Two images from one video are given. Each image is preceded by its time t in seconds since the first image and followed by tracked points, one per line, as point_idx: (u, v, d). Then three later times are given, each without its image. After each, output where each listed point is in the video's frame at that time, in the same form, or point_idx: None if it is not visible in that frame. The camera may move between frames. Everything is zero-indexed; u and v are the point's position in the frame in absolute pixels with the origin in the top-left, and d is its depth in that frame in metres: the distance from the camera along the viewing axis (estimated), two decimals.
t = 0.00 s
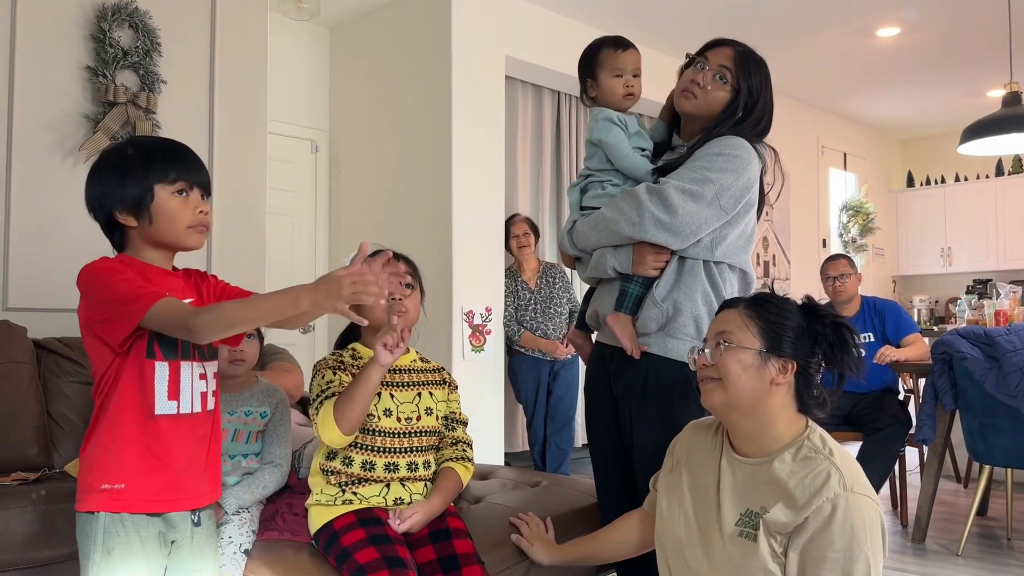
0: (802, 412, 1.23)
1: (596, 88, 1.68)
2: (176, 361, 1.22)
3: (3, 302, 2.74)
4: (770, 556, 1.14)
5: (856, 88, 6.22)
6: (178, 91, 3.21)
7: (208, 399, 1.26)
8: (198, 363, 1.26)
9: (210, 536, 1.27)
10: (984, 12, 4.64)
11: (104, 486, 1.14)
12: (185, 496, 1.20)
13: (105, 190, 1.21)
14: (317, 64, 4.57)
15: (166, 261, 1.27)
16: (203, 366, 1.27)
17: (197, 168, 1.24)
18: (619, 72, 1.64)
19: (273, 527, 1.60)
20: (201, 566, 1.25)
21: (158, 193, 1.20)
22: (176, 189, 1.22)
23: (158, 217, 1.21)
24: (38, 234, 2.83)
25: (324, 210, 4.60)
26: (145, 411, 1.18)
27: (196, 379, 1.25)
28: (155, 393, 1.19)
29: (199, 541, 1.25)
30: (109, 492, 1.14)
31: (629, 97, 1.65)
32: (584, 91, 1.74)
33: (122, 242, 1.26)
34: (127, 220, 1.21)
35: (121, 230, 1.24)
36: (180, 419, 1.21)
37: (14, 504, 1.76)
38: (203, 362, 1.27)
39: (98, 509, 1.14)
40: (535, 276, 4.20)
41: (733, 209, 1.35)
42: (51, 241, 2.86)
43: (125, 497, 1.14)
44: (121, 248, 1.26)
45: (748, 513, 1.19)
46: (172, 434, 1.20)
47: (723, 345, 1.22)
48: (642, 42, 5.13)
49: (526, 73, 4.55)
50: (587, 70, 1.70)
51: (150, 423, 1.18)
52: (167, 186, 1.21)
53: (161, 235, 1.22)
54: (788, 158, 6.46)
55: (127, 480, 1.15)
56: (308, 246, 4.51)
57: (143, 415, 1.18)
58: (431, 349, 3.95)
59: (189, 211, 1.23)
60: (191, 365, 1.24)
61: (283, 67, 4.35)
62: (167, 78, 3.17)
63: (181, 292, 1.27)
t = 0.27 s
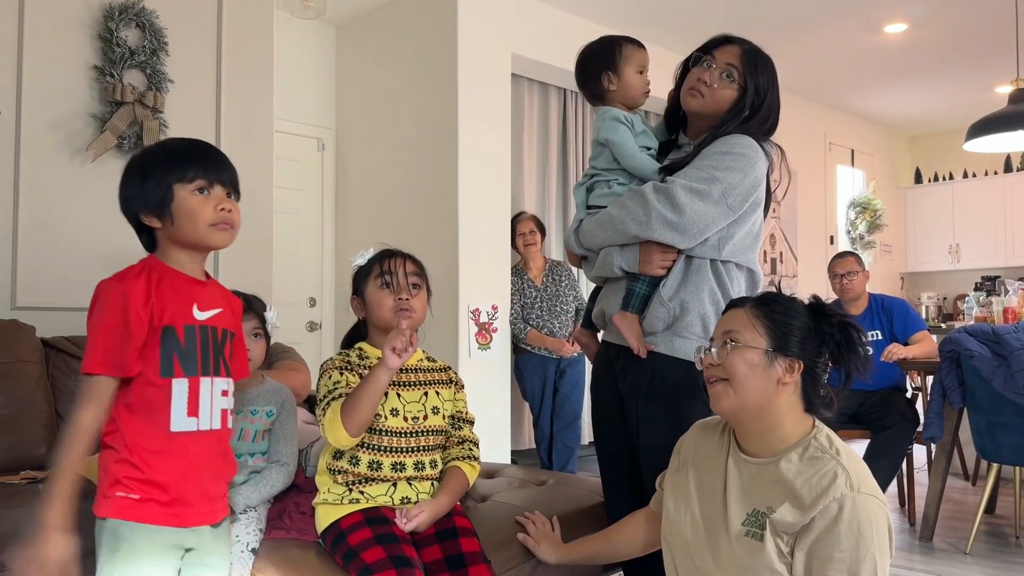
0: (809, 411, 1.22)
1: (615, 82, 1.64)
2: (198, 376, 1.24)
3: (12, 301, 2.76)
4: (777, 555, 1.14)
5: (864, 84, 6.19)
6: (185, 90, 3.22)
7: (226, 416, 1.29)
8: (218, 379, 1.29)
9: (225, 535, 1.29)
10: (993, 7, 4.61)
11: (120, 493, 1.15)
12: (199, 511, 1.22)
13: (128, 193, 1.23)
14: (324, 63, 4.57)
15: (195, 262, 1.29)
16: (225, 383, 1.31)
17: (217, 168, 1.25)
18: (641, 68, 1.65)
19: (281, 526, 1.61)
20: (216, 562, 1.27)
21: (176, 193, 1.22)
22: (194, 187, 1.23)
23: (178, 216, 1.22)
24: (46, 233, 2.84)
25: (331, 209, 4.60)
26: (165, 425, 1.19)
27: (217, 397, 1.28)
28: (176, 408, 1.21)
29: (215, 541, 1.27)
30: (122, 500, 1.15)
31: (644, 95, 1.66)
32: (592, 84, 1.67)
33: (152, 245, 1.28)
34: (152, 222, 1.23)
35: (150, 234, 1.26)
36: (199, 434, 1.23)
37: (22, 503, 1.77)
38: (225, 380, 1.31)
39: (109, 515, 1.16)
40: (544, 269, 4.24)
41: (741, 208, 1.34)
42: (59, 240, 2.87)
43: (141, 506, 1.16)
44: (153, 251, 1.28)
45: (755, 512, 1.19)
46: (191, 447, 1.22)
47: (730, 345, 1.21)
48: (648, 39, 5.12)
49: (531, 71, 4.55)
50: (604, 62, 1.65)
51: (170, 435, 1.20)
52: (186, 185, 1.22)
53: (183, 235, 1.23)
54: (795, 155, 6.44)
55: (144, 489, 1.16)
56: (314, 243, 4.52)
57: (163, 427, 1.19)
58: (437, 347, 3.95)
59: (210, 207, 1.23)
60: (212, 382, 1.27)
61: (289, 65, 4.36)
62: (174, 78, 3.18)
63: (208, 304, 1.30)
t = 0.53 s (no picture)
0: (822, 411, 1.23)
1: (629, 82, 1.64)
2: (223, 378, 1.27)
3: (28, 301, 2.79)
4: (789, 554, 1.14)
5: (875, 80, 6.15)
6: (198, 91, 3.25)
7: (248, 416, 1.32)
8: (242, 379, 1.31)
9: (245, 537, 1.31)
10: (1006, 2, 4.57)
11: (147, 494, 1.17)
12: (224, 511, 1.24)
13: (152, 194, 1.25)
14: (335, 63, 4.60)
15: (219, 264, 1.31)
16: (248, 383, 1.33)
17: (239, 169, 1.28)
18: (652, 68, 1.65)
19: (294, 524, 1.62)
20: (234, 563, 1.29)
21: (200, 192, 1.25)
22: (218, 187, 1.26)
23: (201, 214, 1.25)
24: (62, 234, 2.88)
25: (342, 208, 4.63)
26: (193, 424, 1.21)
27: (240, 397, 1.30)
28: (203, 407, 1.23)
29: (234, 543, 1.29)
30: (149, 501, 1.17)
31: (655, 94, 1.67)
32: (603, 85, 1.67)
33: (175, 245, 1.30)
34: (175, 221, 1.26)
35: (173, 235, 1.29)
36: (224, 434, 1.26)
37: (41, 501, 1.80)
38: (247, 380, 1.33)
39: (135, 516, 1.18)
40: (552, 271, 4.21)
41: (752, 207, 1.35)
42: (75, 241, 2.91)
43: (167, 506, 1.17)
44: (176, 252, 1.31)
45: (767, 511, 1.19)
46: (216, 448, 1.24)
47: (742, 344, 1.22)
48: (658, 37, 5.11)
49: (541, 69, 4.55)
50: (614, 63, 1.65)
51: (197, 435, 1.22)
52: (210, 185, 1.25)
53: (206, 234, 1.26)
54: (807, 152, 6.41)
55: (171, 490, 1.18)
56: (326, 243, 4.54)
57: (189, 427, 1.21)
58: (448, 346, 3.97)
59: (233, 207, 1.26)
60: (238, 381, 1.30)
61: (300, 66, 4.39)
62: (187, 79, 3.21)
63: (232, 305, 1.32)
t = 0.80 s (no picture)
0: (831, 405, 1.23)
1: (637, 76, 1.64)
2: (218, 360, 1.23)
3: (40, 298, 2.82)
4: (798, 547, 1.15)
5: (884, 73, 6.12)
6: (207, 88, 3.27)
7: (251, 399, 1.28)
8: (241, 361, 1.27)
9: (254, 529, 1.28)
10: None
11: (148, 484, 1.16)
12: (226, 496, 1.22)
13: (145, 189, 1.25)
14: (342, 58, 4.61)
15: (206, 265, 1.29)
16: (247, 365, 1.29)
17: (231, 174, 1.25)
18: (660, 62, 1.65)
19: (305, 519, 1.63)
20: (245, 557, 1.27)
21: (188, 194, 1.23)
22: (207, 191, 1.23)
23: (186, 216, 1.23)
24: (74, 231, 2.91)
25: (350, 203, 4.64)
26: (191, 409, 1.20)
27: (239, 380, 1.26)
28: (200, 391, 1.21)
29: (243, 536, 1.27)
30: (153, 490, 1.16)
31: (664, 88, 1.67)
32: (612, 81, 1.67)
33: (166, 240, 1.30)
34: (162, 217, 1.25)
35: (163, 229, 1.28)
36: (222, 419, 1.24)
37: (54, 496, 1.82)
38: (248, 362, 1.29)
39: (144, 506, 1.16)
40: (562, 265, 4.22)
41: (762, 202, 1.35)
42: (86, 237, 2.93)
43: (167, 494, 1.17)
44: (166, 247, 1.31)
45: (776, 504, 1.20)
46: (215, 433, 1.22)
47: (751, 339, 1.22)
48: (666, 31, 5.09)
49: (548, 63, 4.54)
50: (622, 57, 1.65)
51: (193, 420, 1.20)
52: (198, 187, 1.23)
53: (191, 235, 1.24)
54: (815, 145, 6.38)
55: (171, 478, 1.17)
56: (334, 238, 4.56)
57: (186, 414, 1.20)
58: (456, 341, 3.98)
59: (219, 212, 1.23)
60: (234, 364, 1.26)
61: (307, 61, 4.40)
62: (195, 75, 3.22)
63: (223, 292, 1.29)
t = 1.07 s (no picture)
0: (843, 394, 1.22)
1: (643, 65, 1.63)
2: (233, 361, 1.25)
3: (51, 289, 2.84)
4: (810, 536, 1.15)
5: (896, 61, 6.06)
6: (215, 79, 3.27)
7: (263, 399, 1.30)
8: (255, 362, 1.29)
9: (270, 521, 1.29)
10: None
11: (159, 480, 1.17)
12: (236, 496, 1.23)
13: (163, 180, 1.26)
14: (350, 49, 4.60)
15: (227, 254, 1.29)
16: (262, 366, 1.31)
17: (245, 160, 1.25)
18: (670, 52, 1.63)
19: (318, 509, 1.63)
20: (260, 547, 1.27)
21: (204, 182, 1.23)
22: (223, 178, 1.24)
23: (203, 204, 1.23)
24: (85, 223, 2.92)
25: (359, 194, 4.65)
26: (203, 408, 1.21)
27: (253, 379, 1.28)
28: (213, 391, 1.22)
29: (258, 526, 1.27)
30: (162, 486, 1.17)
31: (673, 78, 1.65)
32: (619, 69, 1.67)
33: (187, 232, 1.30)
34: (180, 208, 1.25)
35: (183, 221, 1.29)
36: (235, 418, 1.25)
37: (67, 485, 1.84)
38: (261, 363, 1.31)
39: (153, 501, 1.18)
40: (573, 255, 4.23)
41: (774, 190, 1.34)
42: (97, 229, 2.95)
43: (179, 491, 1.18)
44: (188, 238, 1.31)
45: (787, 493, 1.19)
46: (228, 432, 1.23)
47: (761, 328, 1.22)
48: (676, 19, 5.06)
49: (557, 53, 4.52)
50: (632, 46, 1.64)
51: (207, 418, 1.21)
52: (214, 175, 1.23)
53: (208, 224, 1.24)
54: (826, 134, 6.33)
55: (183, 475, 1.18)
56: (343, 229, 4.56)
57: (200, 412, 1.21)
58: (465, 331, 3.98)
59: (235, 198, 1.23)
60: (249, 365, 1.27)
61: (316, 52, 4.39)
62: (204, 67, 3.23)
63: (242, 289, 1.30)
